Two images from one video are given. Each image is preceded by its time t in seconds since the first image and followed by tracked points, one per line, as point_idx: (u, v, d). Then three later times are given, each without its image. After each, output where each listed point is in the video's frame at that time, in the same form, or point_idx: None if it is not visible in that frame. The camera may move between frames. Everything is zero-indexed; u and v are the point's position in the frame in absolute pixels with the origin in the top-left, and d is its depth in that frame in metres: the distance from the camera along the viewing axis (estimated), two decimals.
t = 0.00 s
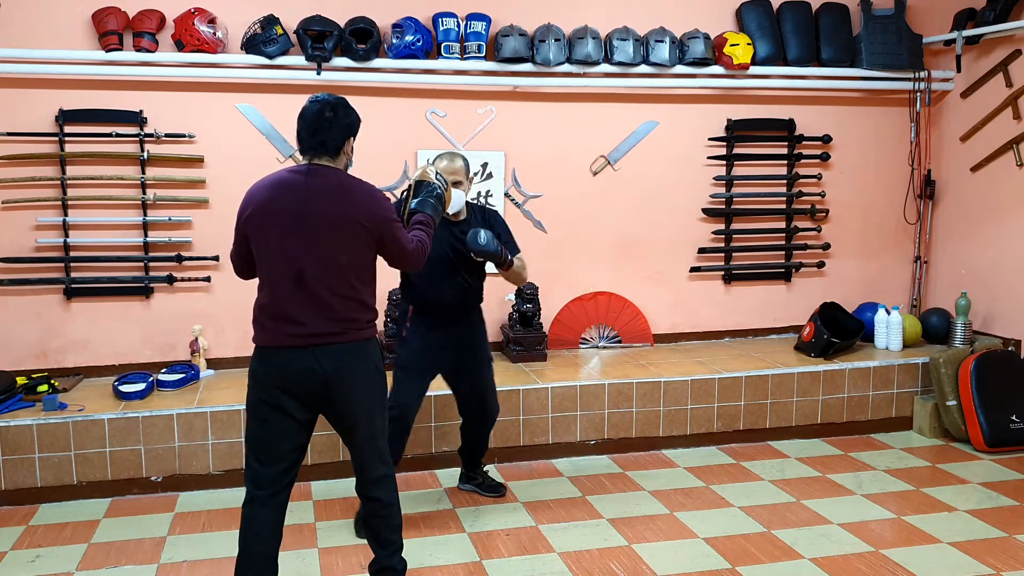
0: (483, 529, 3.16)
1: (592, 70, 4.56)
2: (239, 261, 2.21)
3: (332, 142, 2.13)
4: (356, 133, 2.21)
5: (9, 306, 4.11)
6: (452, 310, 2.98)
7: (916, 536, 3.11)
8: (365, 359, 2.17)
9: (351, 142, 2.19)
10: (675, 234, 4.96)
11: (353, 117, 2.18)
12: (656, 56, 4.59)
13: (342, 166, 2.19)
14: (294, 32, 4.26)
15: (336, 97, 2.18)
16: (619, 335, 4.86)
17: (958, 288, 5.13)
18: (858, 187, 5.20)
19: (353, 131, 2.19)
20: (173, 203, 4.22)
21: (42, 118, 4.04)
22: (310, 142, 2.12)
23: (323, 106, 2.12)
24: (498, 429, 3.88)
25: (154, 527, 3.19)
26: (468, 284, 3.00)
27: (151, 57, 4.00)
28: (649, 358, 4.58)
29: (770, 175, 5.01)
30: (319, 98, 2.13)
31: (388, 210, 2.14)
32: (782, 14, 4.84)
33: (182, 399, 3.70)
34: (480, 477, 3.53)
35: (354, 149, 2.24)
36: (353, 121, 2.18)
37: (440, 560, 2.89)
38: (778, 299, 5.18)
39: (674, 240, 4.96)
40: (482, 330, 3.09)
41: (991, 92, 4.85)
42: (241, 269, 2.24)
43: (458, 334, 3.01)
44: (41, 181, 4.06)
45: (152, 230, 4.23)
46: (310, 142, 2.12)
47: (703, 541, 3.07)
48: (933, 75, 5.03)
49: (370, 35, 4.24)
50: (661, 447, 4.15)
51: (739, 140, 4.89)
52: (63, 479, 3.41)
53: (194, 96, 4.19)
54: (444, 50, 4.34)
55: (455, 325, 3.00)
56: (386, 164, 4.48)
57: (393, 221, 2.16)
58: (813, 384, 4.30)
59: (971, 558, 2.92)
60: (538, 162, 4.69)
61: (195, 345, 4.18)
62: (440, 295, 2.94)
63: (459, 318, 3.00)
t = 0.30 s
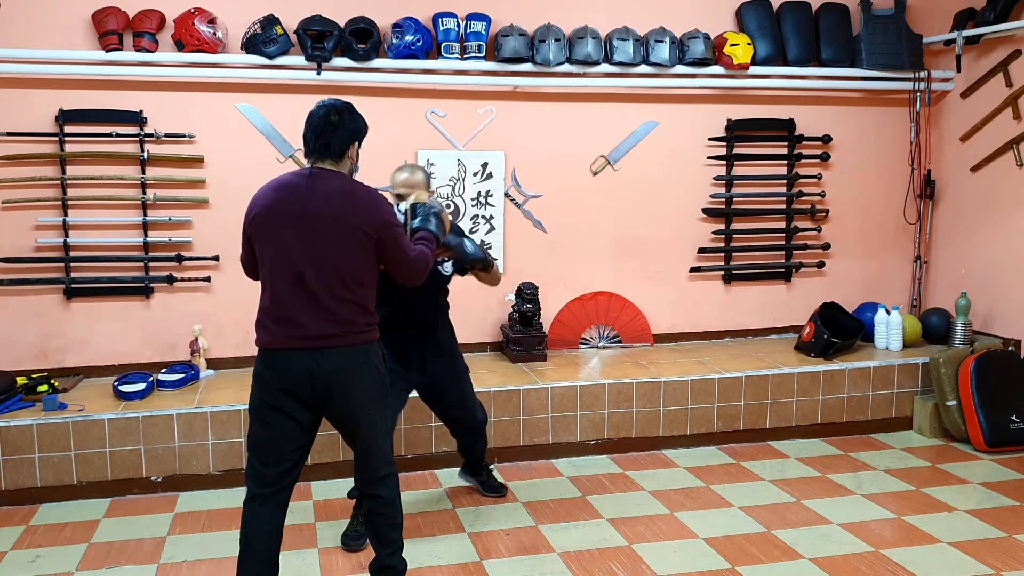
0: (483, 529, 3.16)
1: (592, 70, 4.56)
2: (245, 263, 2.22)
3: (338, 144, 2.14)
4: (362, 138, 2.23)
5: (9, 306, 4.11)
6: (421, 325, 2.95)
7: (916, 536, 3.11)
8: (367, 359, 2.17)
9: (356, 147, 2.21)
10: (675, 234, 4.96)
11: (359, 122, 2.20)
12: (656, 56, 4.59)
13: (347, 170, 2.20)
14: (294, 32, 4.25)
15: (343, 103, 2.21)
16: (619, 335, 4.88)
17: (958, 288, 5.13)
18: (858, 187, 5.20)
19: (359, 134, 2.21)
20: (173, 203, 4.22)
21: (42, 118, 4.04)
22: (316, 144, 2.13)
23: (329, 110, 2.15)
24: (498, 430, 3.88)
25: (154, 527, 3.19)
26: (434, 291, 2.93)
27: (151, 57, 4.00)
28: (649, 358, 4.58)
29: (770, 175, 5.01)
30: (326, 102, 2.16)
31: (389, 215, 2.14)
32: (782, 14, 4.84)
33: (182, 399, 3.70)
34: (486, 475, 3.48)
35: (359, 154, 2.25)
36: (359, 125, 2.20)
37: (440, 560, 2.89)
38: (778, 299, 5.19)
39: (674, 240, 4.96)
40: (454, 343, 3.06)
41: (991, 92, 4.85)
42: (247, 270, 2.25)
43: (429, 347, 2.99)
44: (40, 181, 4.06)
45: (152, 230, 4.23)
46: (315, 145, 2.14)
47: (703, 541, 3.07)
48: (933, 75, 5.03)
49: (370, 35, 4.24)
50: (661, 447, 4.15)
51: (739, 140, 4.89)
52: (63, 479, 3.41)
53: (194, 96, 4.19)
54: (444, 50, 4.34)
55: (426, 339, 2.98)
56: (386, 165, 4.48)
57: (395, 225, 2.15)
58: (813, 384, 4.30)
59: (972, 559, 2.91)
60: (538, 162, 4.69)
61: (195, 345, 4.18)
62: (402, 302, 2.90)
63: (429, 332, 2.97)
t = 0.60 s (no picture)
0: (483, 529, 3.16)
1: (592, 70, 4.56)
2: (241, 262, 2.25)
3: (333, 143, 2.15)
4: (357, 137, 2.24)
5: (9, 306, 4.11)
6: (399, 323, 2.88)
7: (916, 536, 3.11)
8: (362, 358, 2.17)
9: (351, 146, 2.22)
10: (675, 234, 4.96)
11: (354, 121, 2.21)
12: (656, 56, 4.59)
13: (341, 168, 2.21)
14: (294, 32, 4.25)
15: (339, 102, 2.21)
16: (619, 335, 4.88)
17: (958, 288, 5.13)
18: (858, 187, 5.20)
19: (354, 134, 2.22)
20: (173, 203, 4.22)
21: (42, 118, 4.04)
22: (311, 143, 2.14)
23: (325, 109, 2.15)
24: (498, 429, 3.88)
25: (154, 527, 3.19)
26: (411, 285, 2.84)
27: (151, 57, 4.00)
28: (649, 358, 4.58)
29: (770, 175, 5.01)
30: (322, 101, 2.17)
31: (376, 214, 2.12)
32: (782, 14, 4.83)
33: (182, 399, 3.70)
34: (486, 472, 3.47)
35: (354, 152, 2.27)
36: (354, 125, 2.21)
37: (440, 560, 2.89)
38: (778, 299, 5.18)
39: (674, 240, 4.96)
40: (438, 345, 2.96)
41: (991, 92, 4.84)
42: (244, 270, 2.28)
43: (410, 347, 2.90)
44: (40, 181, 4.06)
45: (153, 230, 4.23)
46: (311, 143, 2.14)
47: (703, 541, 3.07)
48: (933, 75, 5.03)
49: (370, 35, 4.24)
50: (661, 447, 4.15)
51: (739, 140, 4.89)
52: (63, 479, 3.41)
53: (194, 96, 4.19)
54: (444, 50, 4.34)
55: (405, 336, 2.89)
56: (386, 165, 4.48)
57: (382, 224, 2.13)
58: (813, 384, 4.30)
59: (971, 559, 2.91)
60: (538, 162, 4.69)
61: (195, 345, 4.18)
62: (372, 300, 2.83)
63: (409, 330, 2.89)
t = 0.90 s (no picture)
0: (483, 529, 3.16)
1: (592, 70, 4.56)
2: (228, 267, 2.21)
3: (321, 142, 2.13)
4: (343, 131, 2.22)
5: (9, 306, 4.11)
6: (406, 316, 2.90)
7: (916, 536, 3.11)
8: (354, 358, 2.16)
9: (338, 142, 2.20)
10: (675, 233, 4.96)
11: (340, 117, 2.18)
12: (656, 56, 4.59)
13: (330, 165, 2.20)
14: (294, 32, 4.25)
15: (323, 97, 2.18)
16: (619, 335, 4.88)
17: (958, 288, 5.13)
18: (858, 187, 5.20)
19: (340, 129, 2.19)
20: (173, 203, 4.22)
21: (42, 118, 4.04)
22: (299, 143, 2.12)
23: (309, 107, 2.12)
24: (499, 430, 3.88)
25: (154, 527, 3.19)
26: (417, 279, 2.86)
27: (151, 57, 4.00)
28: (649, 358, 4.58)
29: (770, 175, 5.01)
30: (305, 99, 2.13)
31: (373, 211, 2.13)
32: (782, 14, 4.83)
33: (182, 399, 3.70)
34: (458, 475, 3.44)
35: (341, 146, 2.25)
36: (339, 120, 2.18)
37: (439, 560, 2.89)
38: (778, 299, 5.18)
39: (674, 240, 4.96)
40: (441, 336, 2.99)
41: (991, 92, 4.85)
42: (229, 274, 2.24)
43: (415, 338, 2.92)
44: (41, 181, 4.06)
45: (153, 230, 4.23)
46: (298, 143, 2.12)
47: (703, 541, 3.07)
48: (933, 75, 5.03)
49: (370, 35, 4.24)
50: (661, 447, 4.15)
51: (739, 140, 4.89)
52: (63, 479, 3.41)
53: (194, 96, 4.19)
54: (444, 50, 4.34)
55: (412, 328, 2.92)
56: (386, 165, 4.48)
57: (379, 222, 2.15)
58: (813, 384, 4.30)
59: (972, 559, 2.91)
60: (538, 162, 4.69)
61: (195, 345, 4.18)
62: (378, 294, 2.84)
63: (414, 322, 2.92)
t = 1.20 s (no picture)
0: (482, 529, 3.16)
1: (592, 69, 4.56)
2: (223, 269, 2.19)
3: (320, 144, 2.13)
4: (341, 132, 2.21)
5: (9, 306, 4.11)
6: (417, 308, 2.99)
7: (916, 536, 3.11)
8: (354, 358, 2.16)
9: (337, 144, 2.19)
10: (675, 233, 4.96)
11: (338, 119, 2.17)
12: (656, 56, 4.59)
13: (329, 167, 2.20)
14: (294, 32, 4.26)
15: (320, 97, 2.16)
16: (619, 335, 4.88)
17: (958, 288, 5.13)
18: (858, 187, 5.20)
19: (338, 131, 2.18)
20: (173, 203, 4.22)
21: (42, 118, 4.04)
22: (298, 146, 2.11)
23: (308, 109, 2.11)
24: (499, 429, 3.88)
25: (154, 527, 3.19)
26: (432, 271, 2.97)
27: (151, 57, 4.00)
28: (649, 358, 4.58)
29: (770, 175, 5.01)
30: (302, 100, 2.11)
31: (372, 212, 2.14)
32: (782, 14, 4.83)
33: (182, 400, 3.70)
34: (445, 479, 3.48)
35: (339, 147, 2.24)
36: (337, 122, 2.17)
37: (439, 561, 2.89)
38: (778, 299, 5.18)
39: (674, 240, 4.96)
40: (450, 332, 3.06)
41: (991, 92, 4.84)
42: (224, 276, 2.22)
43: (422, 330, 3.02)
44: (40, 181, 4.06)
45: (153, 230, 4.23)
46: (297, 146, 2.12)
47: (703, 541, 3.07)
48: (933, 75, 5.03)
49: (370, 35, 4.24)
50: (661, 447, 4.15)
51: (739, 140, 4.89)
52: (63, 479, 3.41)
53: (194, 96, 4.19)
54: (444, 50, 4.35)
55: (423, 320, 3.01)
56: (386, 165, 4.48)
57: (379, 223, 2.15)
58: (813, 384, 4.30)
59: (971, 559, 2.91)
60: (539, 162, 4.70)
61: (195, 345, 4.18)
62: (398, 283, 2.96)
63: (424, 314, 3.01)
